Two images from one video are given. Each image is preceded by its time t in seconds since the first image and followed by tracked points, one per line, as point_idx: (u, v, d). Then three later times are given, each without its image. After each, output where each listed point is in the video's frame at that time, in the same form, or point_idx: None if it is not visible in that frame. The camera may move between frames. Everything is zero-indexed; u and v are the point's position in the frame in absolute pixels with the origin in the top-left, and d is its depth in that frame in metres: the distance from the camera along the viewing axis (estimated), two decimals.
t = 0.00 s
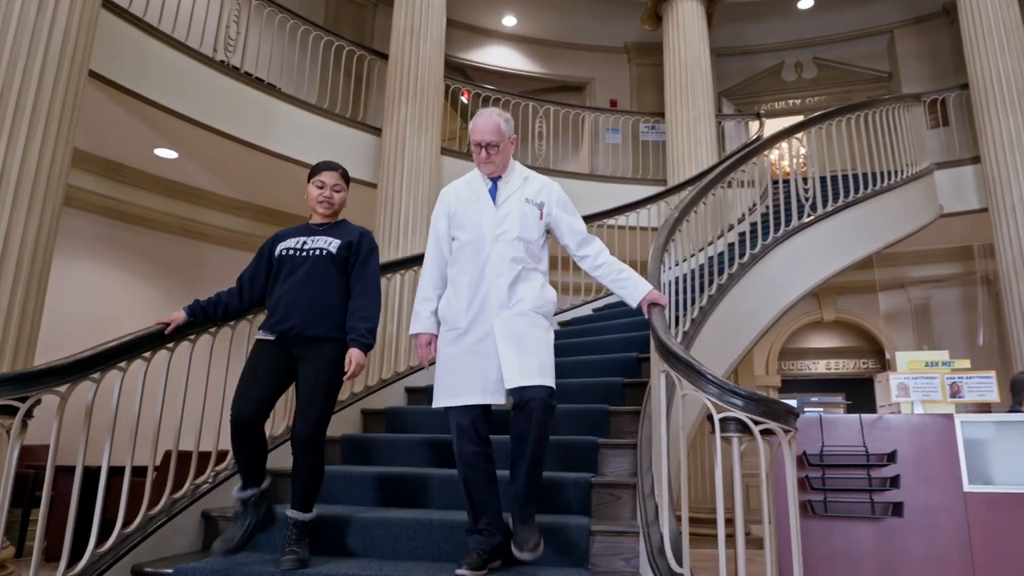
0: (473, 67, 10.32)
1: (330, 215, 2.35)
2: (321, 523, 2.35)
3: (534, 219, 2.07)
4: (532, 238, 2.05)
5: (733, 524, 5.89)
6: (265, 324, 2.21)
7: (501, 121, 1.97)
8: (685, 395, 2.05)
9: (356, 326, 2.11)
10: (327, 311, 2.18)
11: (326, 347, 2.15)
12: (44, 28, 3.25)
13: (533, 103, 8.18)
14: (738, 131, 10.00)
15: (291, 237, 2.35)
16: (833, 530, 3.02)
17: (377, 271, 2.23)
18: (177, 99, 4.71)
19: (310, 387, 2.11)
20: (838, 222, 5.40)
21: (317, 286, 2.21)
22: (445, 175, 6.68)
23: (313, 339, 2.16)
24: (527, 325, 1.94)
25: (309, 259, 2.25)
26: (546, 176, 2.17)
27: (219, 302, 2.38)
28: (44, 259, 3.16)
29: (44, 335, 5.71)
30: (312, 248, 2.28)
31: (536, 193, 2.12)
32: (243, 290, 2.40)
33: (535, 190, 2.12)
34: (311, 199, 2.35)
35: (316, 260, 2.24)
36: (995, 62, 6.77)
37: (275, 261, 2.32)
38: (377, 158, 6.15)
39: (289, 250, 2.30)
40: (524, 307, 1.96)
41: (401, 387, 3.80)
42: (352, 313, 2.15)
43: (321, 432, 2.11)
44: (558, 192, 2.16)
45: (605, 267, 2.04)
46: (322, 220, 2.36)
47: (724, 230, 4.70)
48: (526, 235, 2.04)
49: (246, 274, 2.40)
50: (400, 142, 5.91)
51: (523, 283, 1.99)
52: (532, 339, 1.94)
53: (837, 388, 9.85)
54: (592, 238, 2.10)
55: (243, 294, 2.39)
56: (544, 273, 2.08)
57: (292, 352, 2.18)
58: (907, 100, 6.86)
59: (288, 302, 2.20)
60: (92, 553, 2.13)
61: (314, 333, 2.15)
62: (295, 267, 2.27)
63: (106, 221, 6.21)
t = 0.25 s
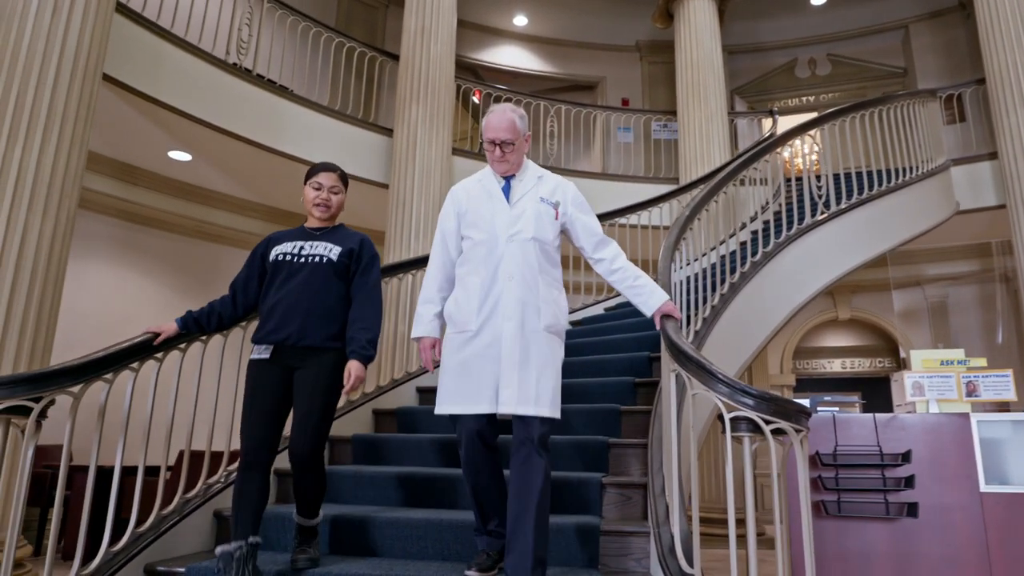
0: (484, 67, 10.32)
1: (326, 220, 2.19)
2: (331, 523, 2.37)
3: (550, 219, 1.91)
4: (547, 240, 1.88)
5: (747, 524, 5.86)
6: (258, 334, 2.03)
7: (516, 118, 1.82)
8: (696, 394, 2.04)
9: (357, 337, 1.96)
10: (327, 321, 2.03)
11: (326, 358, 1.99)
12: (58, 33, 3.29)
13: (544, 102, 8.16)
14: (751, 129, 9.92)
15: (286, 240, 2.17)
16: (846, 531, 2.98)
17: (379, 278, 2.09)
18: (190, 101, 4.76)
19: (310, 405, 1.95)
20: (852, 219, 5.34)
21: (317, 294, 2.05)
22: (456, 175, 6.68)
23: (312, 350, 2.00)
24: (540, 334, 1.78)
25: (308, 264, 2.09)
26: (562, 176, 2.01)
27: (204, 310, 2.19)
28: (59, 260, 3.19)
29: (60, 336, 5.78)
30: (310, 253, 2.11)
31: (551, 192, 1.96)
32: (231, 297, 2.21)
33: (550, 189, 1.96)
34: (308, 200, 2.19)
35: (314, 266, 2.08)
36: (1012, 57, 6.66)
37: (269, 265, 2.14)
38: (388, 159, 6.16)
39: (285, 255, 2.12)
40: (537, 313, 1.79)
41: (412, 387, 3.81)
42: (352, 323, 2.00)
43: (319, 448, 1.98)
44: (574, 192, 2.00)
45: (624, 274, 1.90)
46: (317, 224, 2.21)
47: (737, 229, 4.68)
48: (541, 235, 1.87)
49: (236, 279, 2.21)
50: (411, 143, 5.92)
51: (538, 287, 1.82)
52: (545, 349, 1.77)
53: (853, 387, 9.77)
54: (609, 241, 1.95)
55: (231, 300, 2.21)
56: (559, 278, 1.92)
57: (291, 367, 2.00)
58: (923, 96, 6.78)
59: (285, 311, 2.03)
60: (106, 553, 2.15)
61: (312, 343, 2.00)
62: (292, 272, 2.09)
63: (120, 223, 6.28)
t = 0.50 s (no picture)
0: (494, 68, 10.33)
1: (313, 236, 2.01)
2: (343, 522, 2.40)
3: (575, 246, 1.74)
4: (572, 268, 1.72)
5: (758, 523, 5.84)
6: (236, 363, 1.86)
7: (542, 137, 1.69)
8: (704, 395, 2.03)
9: (356, 378, 1.81)
10: (311, 351, 1.85)
11: (307, 389, 1.81)
12: (69, 36, 3.34)
13: (553, 102, 8.16)
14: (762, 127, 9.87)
15: (269, 262, 2.00)
16: (858, 531, 2.96)
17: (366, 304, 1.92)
18: (201, 103, 4.80)
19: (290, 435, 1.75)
20: (864, 218, 5.28)
21: (299, 322, 1.87)
22: (465, 176, 6.69)
23: (293, 379, 1.83)
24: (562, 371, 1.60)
25: (289, 290, 1.90)
26: (585, 198, 1.85)
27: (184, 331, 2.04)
28: (72, 260, 3.23)
29: (73, 336, 5.84)
30: (293, 277, 1.93)
31: (575, 215, 1.80)
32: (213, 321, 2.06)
33: (574, 213, 1.80)
34: (299, 213, 2.01)
35: (295, 292, 1.90)
36: None
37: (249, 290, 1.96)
38: (397, 159, 6.18)
39: (266, 279, 1.94)
40: (560, 347, 1.62)
41: (422, 387, 3.83)
42: (346, 360, 1.85)
43: (301, 482, 1.80)
44: (597, 216, 1.85)
45: (640, 305, 1.72)
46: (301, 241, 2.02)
47: (747, 228, 4.65)
48: (566, 264, 1.71)
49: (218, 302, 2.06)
50: (420, 143, 5.94)
51: (561, 318, 1.65)
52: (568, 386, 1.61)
53: (867, 386, 9.70)
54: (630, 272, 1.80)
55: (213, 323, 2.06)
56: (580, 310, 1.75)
57: (270, 397, 1.84)
58: (936, 92, 6.71)
59: (263, 340, 1.86)
60: (115, 552, 2.18)
61: (293, 373, 1.82)
62: (273, 298, 1.91)
63: (133, 225, 6.34)
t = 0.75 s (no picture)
0: (503, 68, 10.34)
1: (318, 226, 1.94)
2: (352, 522, 2.41)
3: (588, 232, 1.63)
4: (586, 256, 1.61)
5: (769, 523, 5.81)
6: (234, 358, 1.79)
7: (546, 116, 1.55)
8: (712, 395, 2.01)
9: (363, 368, 1.74)
10: (313, 341, 1.78)
11: (312, 385, 1.73)
12: (81, 41, 3.37)
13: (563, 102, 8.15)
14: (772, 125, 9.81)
15: (266, 247, 1.92)
16: (870, 532, 2.93)
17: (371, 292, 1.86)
18: (212, 104, 4.84)
19: (291, 437, 1.67)
20: (876, 216, 5.22)
21: (300, 310, 1.80)
22: (475, 176, 6.70)
23: (295, 376, 1.75)
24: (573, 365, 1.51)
25: (290, 277, 1.83)
26: (600, 180, 1.74)
27: (193, 328, 2.03)
28: (84, 261, 3.26)
29: (86, 336, 5.89)
30: (293, 263, 1.85)
31: (590, 199, 1.68)
32: (214, 312, 2.01)
33: (590, 196, 1.68)
34: (306, 201, 1.93)
35: (297, 279, 1.82)
36: None
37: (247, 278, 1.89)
38: (406, 160, 6.19)
39: (263, 267, 1.87)
40: (572, 338, 1.52)
41: (432, 386, 3.84)
42: (351, 350, 1.78)
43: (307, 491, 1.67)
44: (613, 201, 1.74)
45: (654, 299, 1.67)
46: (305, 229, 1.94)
47: (757, 226, 4.61)
48: (579, 251, 1.60)
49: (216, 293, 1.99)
50: (430, 144, 5.95)
51: (573, 309, 1.55)
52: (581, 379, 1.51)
53: (880, 386, 9.62)
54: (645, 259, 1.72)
55: (213, 316, 2.01)
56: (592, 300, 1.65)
57: (268, 397, 1.75)
58: (949, 88, 6.64)
59: (262, 331, 1.79)
60: (126, 551, 2.20)
61: (297, 366, 1.75)
62: (272, 286, 1.84)
63: (144, 226, 6.39)
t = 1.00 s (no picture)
0: (512, 67, 10.34)
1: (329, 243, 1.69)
2: (362, 521, 2.42)
3: (601, 239, 1.47)
4: (598, 266, 1.45)
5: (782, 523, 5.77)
6: (233, 391, 1.49)
7: (550, 115, 1.45)
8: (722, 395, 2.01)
9: (382, 406, 1.48)
10: (326, 376, 1.49)
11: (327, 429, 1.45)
12: (93, 44, 3.40)
13: (572, 101, 8.14)
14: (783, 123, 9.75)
15: (274, 264, 1.64)
16: (882, 532, 2.91)
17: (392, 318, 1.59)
18: (223, 107, 4.87)
19: (301, 487, 1.40)
20: (889, 213, 5.17)
21: (312, 337, 1.51)
22: (485, 176, 6.70)
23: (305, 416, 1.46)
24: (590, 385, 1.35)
25: (300, 298, 1.55)
26: (614, 183, 1.58)
27: (185, 355, 1.74)
28: (96, 262, 3.29)
29: (100, 337, 5.96)
30: (303, 283, 1.56)
31: (601, 205, 1.52)
32: (213, 339, 1.71)
33: (601, 201, 1.52)
34: (319, 213, 1.68)
35: (310, 302, 1.54)
36: None
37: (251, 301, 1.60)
38: (416, 160, 6.20)
39: (270, 286, 1.58)
40: (586, 354, 1.37)
41: (441, 386, 3.86)
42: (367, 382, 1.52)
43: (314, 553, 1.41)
44: (627, 205, 1.58)
45: (671, 304, 1.58)
46: (313, 246, 1.69)
47: (766, 225, 4.59)
48: (591, 260, 1.44)
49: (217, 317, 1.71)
50: (439, 144, 5.96)
51: (587, 322, 1.39)
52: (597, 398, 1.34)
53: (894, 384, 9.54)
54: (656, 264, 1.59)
55: (212, 342, 1.71)
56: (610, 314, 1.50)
57: (271, 440, 1.45)
58: (963, 84, 6.56)
59: (268, 361, 1.49)
60: (137, 551, 2.22)
61: (309, 406, 1.46)
62: (281, 309, 1.55)
63: (157, 228, 6.45)
